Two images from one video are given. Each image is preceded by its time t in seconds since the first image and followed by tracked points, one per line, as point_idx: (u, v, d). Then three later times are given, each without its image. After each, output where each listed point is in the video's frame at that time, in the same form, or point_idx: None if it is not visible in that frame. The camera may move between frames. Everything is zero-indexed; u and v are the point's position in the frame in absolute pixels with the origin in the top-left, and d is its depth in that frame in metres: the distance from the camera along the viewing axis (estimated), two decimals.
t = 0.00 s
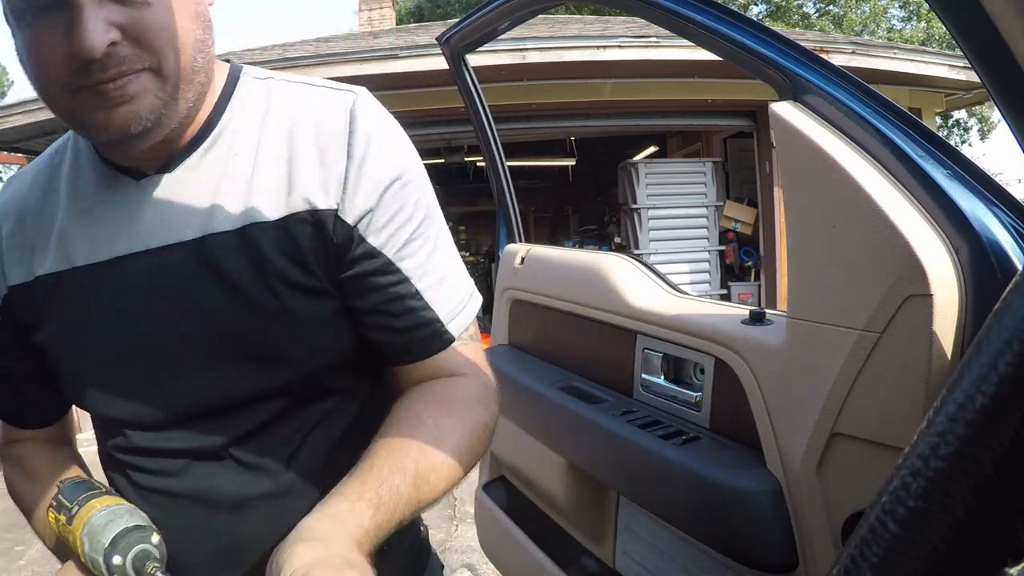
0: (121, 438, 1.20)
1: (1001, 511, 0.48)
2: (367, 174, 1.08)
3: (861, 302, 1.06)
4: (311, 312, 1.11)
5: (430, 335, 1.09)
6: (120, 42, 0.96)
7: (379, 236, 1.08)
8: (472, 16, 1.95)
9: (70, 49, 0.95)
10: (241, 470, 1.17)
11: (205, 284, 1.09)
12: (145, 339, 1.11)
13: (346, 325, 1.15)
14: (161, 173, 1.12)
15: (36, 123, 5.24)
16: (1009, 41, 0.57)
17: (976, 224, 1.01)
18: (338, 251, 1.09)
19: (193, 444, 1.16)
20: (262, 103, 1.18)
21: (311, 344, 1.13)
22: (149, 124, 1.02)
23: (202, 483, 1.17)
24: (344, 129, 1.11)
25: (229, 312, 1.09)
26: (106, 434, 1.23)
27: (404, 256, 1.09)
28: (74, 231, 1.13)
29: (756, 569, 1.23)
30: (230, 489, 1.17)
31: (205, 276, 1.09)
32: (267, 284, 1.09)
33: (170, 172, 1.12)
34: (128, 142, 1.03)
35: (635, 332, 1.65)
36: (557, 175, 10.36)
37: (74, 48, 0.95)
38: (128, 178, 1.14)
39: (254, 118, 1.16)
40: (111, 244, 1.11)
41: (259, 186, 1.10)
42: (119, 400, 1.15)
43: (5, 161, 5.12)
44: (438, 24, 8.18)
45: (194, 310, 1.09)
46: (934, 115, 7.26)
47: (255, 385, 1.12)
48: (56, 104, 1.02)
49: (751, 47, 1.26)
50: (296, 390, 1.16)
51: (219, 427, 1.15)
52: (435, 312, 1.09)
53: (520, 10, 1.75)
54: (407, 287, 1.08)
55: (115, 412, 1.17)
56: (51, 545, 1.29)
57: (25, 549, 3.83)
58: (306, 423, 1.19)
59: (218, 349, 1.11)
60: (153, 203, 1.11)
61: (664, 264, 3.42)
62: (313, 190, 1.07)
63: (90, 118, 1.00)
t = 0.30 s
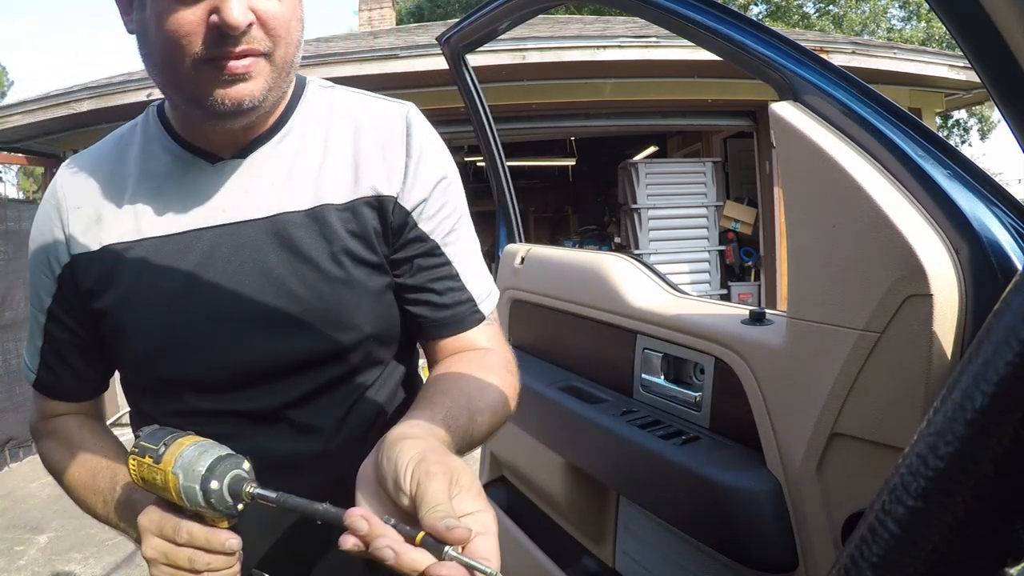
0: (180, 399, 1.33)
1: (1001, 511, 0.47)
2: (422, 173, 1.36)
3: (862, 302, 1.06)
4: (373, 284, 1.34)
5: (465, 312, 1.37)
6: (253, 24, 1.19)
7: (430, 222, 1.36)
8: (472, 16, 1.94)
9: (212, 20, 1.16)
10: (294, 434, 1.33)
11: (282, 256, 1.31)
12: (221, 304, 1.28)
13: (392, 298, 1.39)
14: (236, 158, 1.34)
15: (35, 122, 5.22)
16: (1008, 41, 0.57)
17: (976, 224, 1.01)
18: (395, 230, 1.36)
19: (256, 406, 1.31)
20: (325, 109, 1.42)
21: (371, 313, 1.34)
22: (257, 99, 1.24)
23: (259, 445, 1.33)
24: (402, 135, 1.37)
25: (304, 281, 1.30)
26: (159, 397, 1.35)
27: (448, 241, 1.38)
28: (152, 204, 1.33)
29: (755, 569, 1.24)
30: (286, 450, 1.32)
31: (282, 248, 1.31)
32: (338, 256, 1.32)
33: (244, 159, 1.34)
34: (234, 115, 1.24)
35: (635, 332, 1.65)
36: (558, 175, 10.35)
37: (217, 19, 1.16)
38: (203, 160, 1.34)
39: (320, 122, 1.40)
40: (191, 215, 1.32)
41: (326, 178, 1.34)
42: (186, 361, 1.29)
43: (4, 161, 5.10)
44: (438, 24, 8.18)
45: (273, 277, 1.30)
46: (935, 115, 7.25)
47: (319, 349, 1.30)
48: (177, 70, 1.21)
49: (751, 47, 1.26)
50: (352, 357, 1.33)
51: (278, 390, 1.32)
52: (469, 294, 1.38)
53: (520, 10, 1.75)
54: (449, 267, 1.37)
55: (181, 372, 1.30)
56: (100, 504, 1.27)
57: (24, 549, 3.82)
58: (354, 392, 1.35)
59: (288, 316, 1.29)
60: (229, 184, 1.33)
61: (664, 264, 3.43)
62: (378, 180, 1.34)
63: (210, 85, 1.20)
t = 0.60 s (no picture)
0: (214, 378, 1.35)
1: (1002, 511, 0.47)
2: (451, 174, 1.44)
3: (861, 302, 1.06)
4: (407, 271, 1.41)
5: (487, 300, 1.48)
6: (316, 29, 1.26)
7: (458, 219, 1.45)
8: (472, 16, 1.94)
9: (281, 22, 1.23)
10: (330, 411, 1.37)
11: (324, 245, 1.34)
12: (261, 287, 1.31)
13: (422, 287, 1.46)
14: (280, 155, 1.38)
15: (34, 122, 5.21)
16: (1008, 41, 0.57)
17: (976, 224, 1.01)
18: (427, 225, 1.43)
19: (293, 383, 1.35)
20: (360, 117, 1.48)
21: (405, 299, 1.41)
22: (313, 100, 1.30)
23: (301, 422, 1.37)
24: (430, 136, 1.46)
25: (345, 268, 1.34)
26: (197, 375, 1.36)
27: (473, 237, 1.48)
28: (199, 194, 1.34)
29: (755, 568, 1.24)
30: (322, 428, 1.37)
31: (324, 238, 1.34)
32: (377, 245, 1.37)
33: (287, 157, 1.38)
34: (290, 113, 1.29)
35: (635, 332, 1.65)
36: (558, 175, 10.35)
37: (285, 21, 1.23)
38: (247, 156, 1.37)
39: (354, 126, 1.46)
40: (239, 200, 1.34)
41: (364, 174, 1.40)
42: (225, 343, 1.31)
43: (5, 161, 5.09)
44: (438, 24, 8.17)
45: (315, 264, 1.33)
46: (935, 115, 7.25)
47: (356, 329, 1.36)
48: (239, 68, 1.26)
49: (752, 47, 1.26)
50: (386, 337, 1.41)
51: (316, 367, 1.36)
52: (491, 283, 1.49)
53: (520, 10, 1.75)
54: (472, 258, 1.47)
55: (219, 352, 1.32)
56: (148, 483, 1.27)
57: (24, 549, 3.82)
58: (388, 372, 1.43)
59: (328, 299, 1.33)
60: (274, 178, 1.36)
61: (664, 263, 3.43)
62: (413, 179, 1.40)
63: (270, 83, 1.26)
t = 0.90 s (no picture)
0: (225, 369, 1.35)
1: (1003, 510, 0.47)
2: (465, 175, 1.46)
3: (862, 302, 1.06)
4: (421, 267, 1.41)
5: (498, 297, 1.51)
6: (342, 33, 1.30)
7: (473, 219, 1.47)
8: (472, 16, 1.94)
9: (309, 25, 1.27)
10: (340, 404, 1.36)
11: (340, 241, 1.34)
12: (276, 279, 1.31)
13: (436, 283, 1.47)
14: (300, 154, 1.39)
15: (34, 122, 5.21)
16: (1007, 39, 0.57)
17: (976, 224, 1.01)
18: (441, 223, 1.44)
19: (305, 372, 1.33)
20: (380, 121, 1.49)
21: (419, 294, 1.42)
22: (336, 102, 1.33)
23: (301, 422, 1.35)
24: (446, 138, 1.48)
25: (359, 262, 1.35)
26: (209, 367, 1.35)
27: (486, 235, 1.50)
28: (220, 189, 1.35)
29: (754, 568, 1.24)
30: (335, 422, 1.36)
31: (340, 233, 1.35)
32: (393, 240, 1.38)
33: (307, 157, 1.39)
34: (311, 113, 1.31)
35: (635, 332, 1.65)
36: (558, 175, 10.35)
37: (313, 25, 1.27)
38: (269, 154, 1.38)
39: (373, 129, 1.47)
40: (257, 192, 1.35)
41: (381, 174, 1.41)
42: (237, 334, 1.31)
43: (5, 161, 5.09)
44: (438, 24, 8.17)
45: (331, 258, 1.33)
46: (935, 115, 7.26)
47: (368, 323, 1.36)
48: (267, 69, 1.29)
49: (753, 48, 1.26)
50: (399, 331, 1.41)
51: (328, 360, 1.36)
52: (502, 281, 1.51)
53: (520, 10, 1.75)
54: (485, 256, 1.49)
55: (232, 343, 1.31)
56: (163, 467, 1.28)
57: (24, 549, 3.82)
58: (399, 367, 1.43)
59: (343, 292, 1.34)
60: (293, 174, 1.37)
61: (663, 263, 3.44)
62: (429, 179, 1.42)
63: (295, 83, 1.28)
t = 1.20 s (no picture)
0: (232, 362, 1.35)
1: (1003, 510, 0.47)
2: (471, 174, 1.46)
3: (862, 301, 1.06)
4: (428, 263, 1.42)
5: (504, 294, 1.50)
6: (353, 34, 1.31)
7: (480, 217, 1.47)
8: (472, 16, 1.94)
9: (321, 25, 1.27)
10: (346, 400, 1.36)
11: (348, 236, 1.34)
12: (284, 274, 1.31)
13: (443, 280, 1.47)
14: (310, 153, 1.39)
15: (34, 122, 5.21)
16: (1008, 40, 0.57)
17: (976, 224, 1.01)
18: (447, 222, 1.44)
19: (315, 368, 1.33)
20: (387, 123, 1.49)
21: (426, 290, 1.42)
22: (347, 101, 1.33)
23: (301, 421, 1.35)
24: (452, 139, 1.48)
25: (366, 258, 1.35)
26: (216, 360, 1.36)
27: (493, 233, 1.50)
28: (230, 184, 1.35)
29: (754, 567, 1.24)
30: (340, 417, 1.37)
31: (348, 229, 1.35)
32: (401, 237, 1.38)
33: (317, 155, 1.39)
34: (322, 112, 1.31)
35: (635, 332, 1.65)
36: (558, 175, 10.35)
37: (325, 25, 1.27)
38: (280, 152, 1.38)
39: (381, 129, 1.48)
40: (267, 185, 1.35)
41: (389, 173, 1.41)
42: (244, 329, 1.31)
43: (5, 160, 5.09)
44: (438, 24, 8.17)
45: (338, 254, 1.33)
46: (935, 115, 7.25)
47: (375, 317, 1.36)
48: (278, 67, 1.29)
49: (753, 48, 1.26)
50: (406, 326, 1.41)
51: (335, 354, 1.36)
52: (509, 277, 1.51)
53: (520, 10, 1.75)
54: (492, 254, 1.49)
55: (242, 336, 1.32)
56: (176, 457, 1.25)
57: (24, 549, 3.82)
58: (406, 363, 1.43)
59: (350, 288, 1.34)
60: (303, 170, 1.37)
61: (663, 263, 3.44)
62: (436, 177, 1.42)
63: (307, 81, 1.29)
